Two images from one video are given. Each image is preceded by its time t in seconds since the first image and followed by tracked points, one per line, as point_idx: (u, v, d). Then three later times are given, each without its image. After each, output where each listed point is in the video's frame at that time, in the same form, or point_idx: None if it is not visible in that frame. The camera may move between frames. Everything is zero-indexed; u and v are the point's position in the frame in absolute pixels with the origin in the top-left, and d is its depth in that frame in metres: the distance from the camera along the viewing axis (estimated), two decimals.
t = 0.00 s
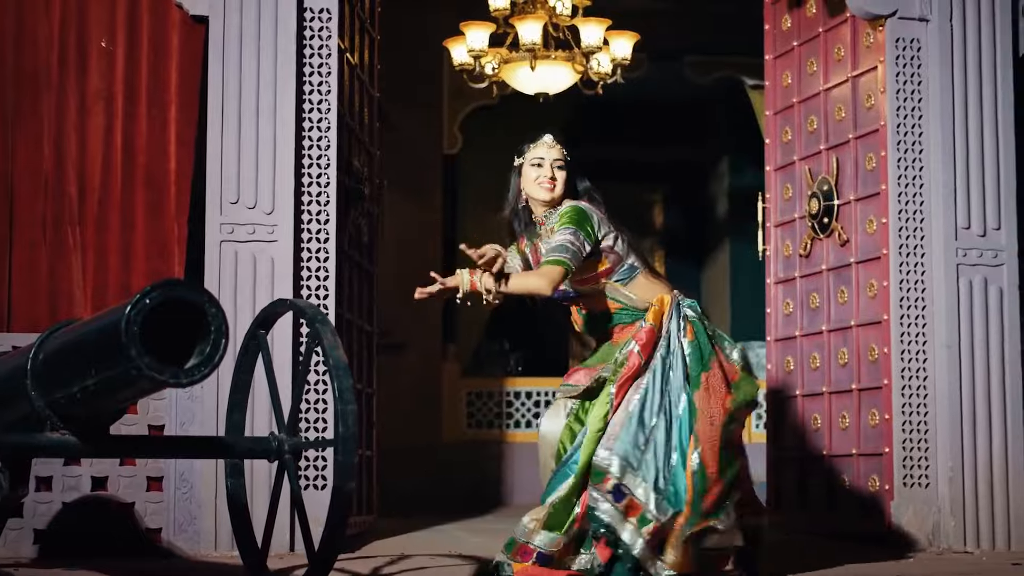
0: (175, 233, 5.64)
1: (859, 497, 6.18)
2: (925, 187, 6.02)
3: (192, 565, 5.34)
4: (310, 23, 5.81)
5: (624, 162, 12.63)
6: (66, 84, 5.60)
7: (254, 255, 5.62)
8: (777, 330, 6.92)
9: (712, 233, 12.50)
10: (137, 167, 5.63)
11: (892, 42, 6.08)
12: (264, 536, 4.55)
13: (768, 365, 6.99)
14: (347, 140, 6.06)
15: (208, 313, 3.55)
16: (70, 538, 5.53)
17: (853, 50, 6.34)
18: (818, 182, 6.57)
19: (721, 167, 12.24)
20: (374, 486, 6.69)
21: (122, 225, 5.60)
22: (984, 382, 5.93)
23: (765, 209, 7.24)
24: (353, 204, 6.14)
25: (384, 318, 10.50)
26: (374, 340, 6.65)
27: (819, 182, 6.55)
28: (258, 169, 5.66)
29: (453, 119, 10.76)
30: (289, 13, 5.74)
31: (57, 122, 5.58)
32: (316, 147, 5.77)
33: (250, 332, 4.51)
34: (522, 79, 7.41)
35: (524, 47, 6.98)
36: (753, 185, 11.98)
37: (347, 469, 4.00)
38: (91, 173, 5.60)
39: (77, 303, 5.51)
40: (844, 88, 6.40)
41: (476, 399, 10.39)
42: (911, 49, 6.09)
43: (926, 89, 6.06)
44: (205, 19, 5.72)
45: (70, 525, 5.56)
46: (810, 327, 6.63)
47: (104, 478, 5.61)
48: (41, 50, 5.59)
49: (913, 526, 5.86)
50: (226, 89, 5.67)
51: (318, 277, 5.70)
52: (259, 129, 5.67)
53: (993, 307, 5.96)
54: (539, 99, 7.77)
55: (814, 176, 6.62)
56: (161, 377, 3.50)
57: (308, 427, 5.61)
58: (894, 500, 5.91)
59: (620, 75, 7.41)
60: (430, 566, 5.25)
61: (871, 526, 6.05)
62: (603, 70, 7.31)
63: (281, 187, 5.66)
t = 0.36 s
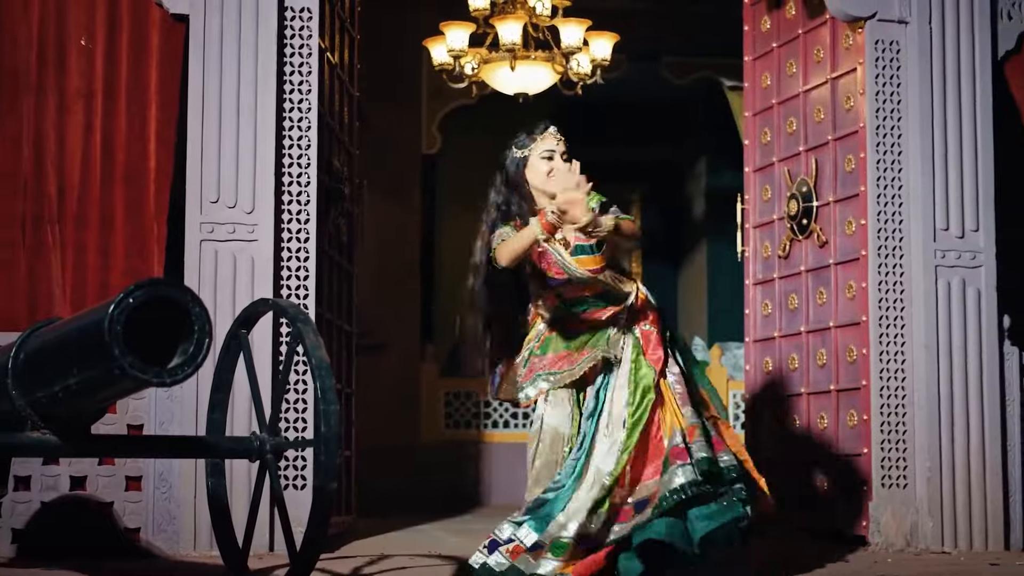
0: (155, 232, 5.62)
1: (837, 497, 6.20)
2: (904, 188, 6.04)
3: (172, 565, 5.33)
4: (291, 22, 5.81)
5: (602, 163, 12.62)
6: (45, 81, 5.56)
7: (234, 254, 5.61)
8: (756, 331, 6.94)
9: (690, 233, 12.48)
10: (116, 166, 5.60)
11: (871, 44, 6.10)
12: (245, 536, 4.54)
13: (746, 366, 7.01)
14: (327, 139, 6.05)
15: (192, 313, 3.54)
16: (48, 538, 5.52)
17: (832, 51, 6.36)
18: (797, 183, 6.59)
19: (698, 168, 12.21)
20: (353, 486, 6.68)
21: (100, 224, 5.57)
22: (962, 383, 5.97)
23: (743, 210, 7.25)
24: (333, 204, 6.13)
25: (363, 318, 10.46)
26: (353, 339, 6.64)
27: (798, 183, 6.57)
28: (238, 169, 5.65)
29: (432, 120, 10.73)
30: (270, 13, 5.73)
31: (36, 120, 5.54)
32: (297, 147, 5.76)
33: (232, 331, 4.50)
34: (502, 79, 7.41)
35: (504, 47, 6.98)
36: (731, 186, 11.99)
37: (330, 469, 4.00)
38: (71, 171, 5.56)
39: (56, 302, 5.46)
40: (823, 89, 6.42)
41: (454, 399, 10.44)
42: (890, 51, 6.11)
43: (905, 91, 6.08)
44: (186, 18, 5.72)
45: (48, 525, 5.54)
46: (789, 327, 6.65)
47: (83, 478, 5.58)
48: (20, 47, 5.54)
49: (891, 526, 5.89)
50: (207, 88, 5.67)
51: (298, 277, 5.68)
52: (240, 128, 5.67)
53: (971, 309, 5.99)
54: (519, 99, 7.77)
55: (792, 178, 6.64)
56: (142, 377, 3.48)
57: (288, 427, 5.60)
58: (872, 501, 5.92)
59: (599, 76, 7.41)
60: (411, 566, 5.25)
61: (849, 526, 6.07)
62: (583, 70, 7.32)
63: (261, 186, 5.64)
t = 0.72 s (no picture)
0: (135, 233, 5.60)
1: (816, 498, 6.22)
2: (883, 191, 6.05)
3: (151, 566, 5.31)
4: (272, 22, 5.79)
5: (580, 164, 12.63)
6: (25, 80, 5.52)
7: (214, 254, 5.59)
8: (734, 332, 6.95)
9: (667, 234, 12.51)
10: (97, 165, 5.57)
11: (851, 47, 6.09)
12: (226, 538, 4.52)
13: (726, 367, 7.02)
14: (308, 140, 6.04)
15: (175, 313, 3.53)
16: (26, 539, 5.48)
17: (812, 53, 6.37)
18: (777, 185, 6.60)
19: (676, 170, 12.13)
20: (332, 486, 6.67)
21: (80, 223, 5.54)
22: (939, 385, 5.99)
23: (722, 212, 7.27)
24: (313, 204, 6.12)
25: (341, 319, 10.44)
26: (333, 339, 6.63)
27: (777, 185, 6.59)
28: (218, 169, 5.63)
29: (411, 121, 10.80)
30: (251, 13, 5.72)
31: (17, 120, 5.49)
32: (277, 147, 5.75)
33: (214, 332, 4.49)
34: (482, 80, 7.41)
35: (485, 48, 6.98)
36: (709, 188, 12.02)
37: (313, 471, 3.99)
38: (51, 170, 5.52)
39: (35, 303, 5.42)
40: (803, 92, 6.43)
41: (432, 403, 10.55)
42: (870, 54, 6.11)
43: (884, 93, 6.09)
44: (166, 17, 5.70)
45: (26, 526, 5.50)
46: (769, 329, 6.65)
47: (61, 479, 5.54)
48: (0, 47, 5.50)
49: (870, 528, 5.87)
50: (187, 88, 5.65)
51: (279, 277, 5.67)
52: (220, 128, 5.65)
53: (949, 311, 6.02)
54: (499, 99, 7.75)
55: (772, 180, 6.65)
56: (124, 377, 3.47)
57: (269, 427, 5.58)
58: (850, 502, 5.92)
59: (580, 77, 7.41)
60: (392, 567, 5.25)
61: (828, 528, 6.09)
62: (563, 72, 7.32)
63: (241, 186, 5.63)
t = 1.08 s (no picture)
0: (115, 233, 5.58)
1: (795, 498, 6.23)
2: (862, 192, 6.07)
3: (131, 566, 5.29)
4: (253, 22, 5.78)
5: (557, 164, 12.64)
6: (4, 79, 5.50)
7: (195, 254, 5.58)
8: (713, 333, 6.97)
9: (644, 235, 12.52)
10: (76, 164, 5.55)
11: (831, 48, 6.11)
12: (207, 539, 4.51)
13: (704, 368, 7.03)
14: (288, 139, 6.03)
15: (160, 314, 3.52)
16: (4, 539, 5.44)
17: (792, 55, 6.39)
18: (756, 186, 6.62)
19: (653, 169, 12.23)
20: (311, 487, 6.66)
21: (60, 223, 5.51)
22: (917, 386, 6.01)
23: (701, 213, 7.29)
24: (293, 205, 6.11)
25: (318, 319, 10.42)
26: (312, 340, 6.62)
27: (757, 186, 6.61)
28: (199, 169, 5.62)
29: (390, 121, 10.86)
30: (232, 12, 5.70)
31: None
32: (258, 147, 5.73)
33: (196, 333, 4.47)
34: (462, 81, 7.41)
35: (465, 48, 6.98)
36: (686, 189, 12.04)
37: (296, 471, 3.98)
38: (30, 170, 5.49)
39: (15, 303, 5.39)
40: (782, 93, 6.45)
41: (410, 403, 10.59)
42: (849, 56, 6.13)
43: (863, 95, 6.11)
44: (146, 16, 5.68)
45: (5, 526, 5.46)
46: (746, 330, 6.68)
47: (40, 479, 5.52)
48: None
49: (849, 528, 5.90)
50: (168, 88, 5.64)
51: (259, 277, 5.66)
52: (201, 128, 5.64)
53: (927, 312, 6.05)
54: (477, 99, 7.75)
55: (751, 181, 6.67)
56: (109, 378, 3.46)
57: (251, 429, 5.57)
58: (829, 503, 5.94)
59: (559, 78, 7.42)
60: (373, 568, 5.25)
61: (807, 528, 6.11)
62: (542, 72, 7.32)
63: (222, 186, 5.62)
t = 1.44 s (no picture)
0: (95, 233, 5.56)
1: (774, 498, 6.26)
2: (841, 194, 6.09)
3: (112, 567, 5.28)
4: (234, 21, 5.77)
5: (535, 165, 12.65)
6: None
7: (176, 254, 5.58)
8: (692, 334, 6.99)
9: (621, 236, 12.55)
10: (57, 163, 5.53)
11: (810, 50, 6.13)
12: (191, 540, 4.50)
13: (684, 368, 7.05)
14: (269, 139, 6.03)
15: (145, 314, 3.52)
16: None
17: (771, 56, 6.42)
18: (735, 188, 6.64)
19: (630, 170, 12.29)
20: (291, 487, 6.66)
21: (40, 223, 5.49)
22: (895, 387, 6.04)
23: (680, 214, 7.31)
24: (274, 205, 6.11)
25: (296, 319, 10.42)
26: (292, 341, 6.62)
27: (736, 187, 6.63)
28: (179, 169, 5.61)
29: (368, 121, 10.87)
30: (214, 11, 5.70)
31: None
32: (239, 147, 5.73)
33: (179, 332, 4.47)
34: (442, 81, 7.41)
35: (445, 48, 6.98)
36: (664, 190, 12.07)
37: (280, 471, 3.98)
38: (10, 169, 5.47)
39: None
40: (761, 95, 6.48)
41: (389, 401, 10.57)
42: (829, 58, 6.15)
43: (843, 97, 6.13)
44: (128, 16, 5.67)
45: None
46: (725, 330, 6.70)
47: (20, 479, 5.53)
48: None
49: (828, 528, 5.92)
50: (148, 87, 5.62)
51: (240, 277, 5.66)
52: (182, 127, 5.64)
53: (906, 313, 6.08)
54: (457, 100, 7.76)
55: (730, 182, 6.69)
56: (95, 378, 3.46)
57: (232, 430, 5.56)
58: (808, 503, 5.97)
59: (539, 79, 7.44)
60: (356, 568, 5.25)
61: (786, 528, 6.14)
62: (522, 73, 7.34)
63: (203, 187, 5.62)
